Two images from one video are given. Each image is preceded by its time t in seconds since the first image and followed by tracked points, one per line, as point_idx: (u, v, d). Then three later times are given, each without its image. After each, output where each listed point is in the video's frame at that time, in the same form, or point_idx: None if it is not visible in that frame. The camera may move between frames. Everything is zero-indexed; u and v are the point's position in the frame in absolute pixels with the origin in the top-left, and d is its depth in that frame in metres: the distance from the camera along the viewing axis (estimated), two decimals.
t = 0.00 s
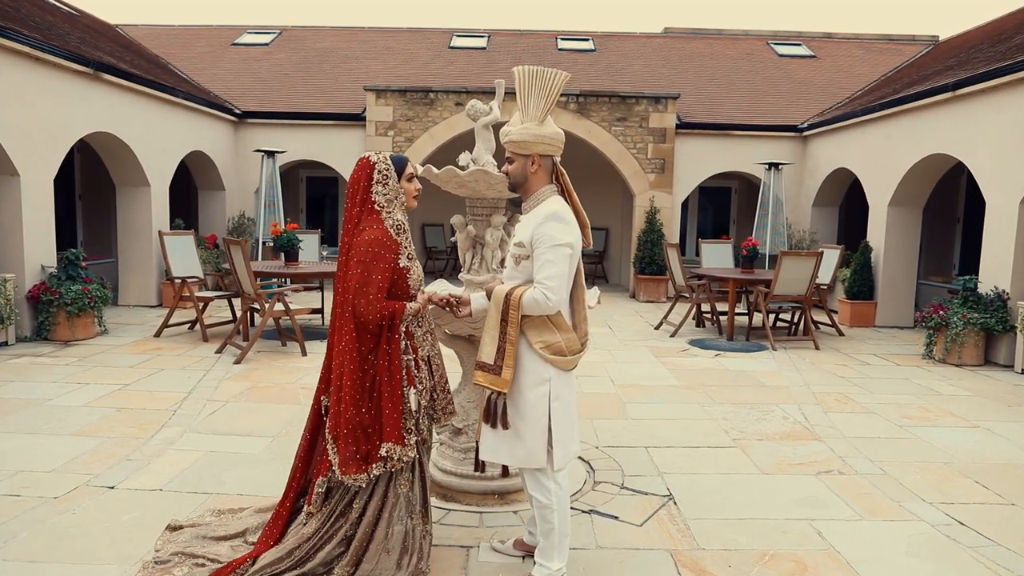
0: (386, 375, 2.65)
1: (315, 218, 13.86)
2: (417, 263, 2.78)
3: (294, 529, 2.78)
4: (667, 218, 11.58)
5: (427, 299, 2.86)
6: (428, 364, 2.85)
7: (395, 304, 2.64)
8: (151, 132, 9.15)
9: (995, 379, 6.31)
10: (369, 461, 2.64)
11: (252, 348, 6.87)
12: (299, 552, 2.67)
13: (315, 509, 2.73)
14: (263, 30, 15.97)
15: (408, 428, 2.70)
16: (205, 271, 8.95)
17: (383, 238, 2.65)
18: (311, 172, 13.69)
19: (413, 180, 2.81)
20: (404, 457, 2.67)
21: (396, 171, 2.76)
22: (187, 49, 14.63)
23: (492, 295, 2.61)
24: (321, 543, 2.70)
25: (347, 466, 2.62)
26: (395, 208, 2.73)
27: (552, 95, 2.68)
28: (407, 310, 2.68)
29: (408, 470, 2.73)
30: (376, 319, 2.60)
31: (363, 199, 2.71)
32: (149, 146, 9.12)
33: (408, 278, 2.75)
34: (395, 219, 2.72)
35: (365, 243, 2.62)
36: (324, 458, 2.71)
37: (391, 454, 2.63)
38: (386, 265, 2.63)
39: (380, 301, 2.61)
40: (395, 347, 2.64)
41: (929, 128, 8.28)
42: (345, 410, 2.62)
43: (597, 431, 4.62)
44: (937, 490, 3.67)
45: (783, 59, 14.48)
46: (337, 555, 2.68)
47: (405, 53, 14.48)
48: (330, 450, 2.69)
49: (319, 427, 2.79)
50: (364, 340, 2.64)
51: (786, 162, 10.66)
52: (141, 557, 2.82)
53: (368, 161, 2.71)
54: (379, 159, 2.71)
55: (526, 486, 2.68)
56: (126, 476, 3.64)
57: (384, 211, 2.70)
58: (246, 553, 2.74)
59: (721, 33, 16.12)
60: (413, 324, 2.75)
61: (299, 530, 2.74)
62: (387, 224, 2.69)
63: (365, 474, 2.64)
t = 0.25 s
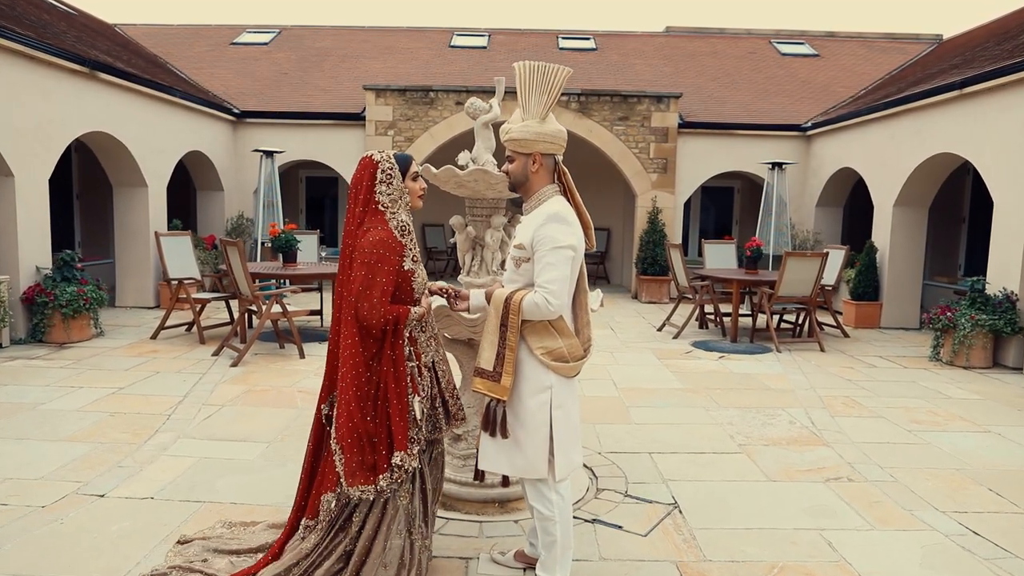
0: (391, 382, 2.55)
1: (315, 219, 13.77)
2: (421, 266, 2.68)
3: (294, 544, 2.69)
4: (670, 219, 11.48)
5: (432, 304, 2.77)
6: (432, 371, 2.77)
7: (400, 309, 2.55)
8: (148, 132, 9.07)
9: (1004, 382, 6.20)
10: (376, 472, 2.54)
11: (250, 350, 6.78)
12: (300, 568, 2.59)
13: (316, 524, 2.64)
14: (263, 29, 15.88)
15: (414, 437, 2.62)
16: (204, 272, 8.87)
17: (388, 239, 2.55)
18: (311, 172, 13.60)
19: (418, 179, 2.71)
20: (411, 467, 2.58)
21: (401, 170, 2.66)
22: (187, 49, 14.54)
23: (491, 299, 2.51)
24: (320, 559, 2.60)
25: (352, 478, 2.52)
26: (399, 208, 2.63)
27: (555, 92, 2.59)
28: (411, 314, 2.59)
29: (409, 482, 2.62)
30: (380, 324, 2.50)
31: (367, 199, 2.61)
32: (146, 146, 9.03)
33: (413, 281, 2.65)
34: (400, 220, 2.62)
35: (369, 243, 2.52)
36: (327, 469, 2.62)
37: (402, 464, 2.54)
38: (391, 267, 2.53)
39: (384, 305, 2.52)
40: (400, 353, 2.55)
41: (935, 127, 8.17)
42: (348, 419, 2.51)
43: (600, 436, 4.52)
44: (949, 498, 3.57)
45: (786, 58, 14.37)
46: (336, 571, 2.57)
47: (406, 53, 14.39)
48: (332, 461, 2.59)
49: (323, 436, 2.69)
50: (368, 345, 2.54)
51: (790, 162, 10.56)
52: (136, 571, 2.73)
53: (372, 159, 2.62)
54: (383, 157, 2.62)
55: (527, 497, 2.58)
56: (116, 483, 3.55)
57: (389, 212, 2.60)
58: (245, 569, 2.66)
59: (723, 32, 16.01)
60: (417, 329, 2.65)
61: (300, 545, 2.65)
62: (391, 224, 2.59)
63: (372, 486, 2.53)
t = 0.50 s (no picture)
0: (393, 392, 2.47)
1: (313, 219, 13.68)
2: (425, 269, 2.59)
3: (293, 560, 2.60)
4: (671, 219, 11.39)
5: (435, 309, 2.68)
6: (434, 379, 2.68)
7: (402, 315, 2.45)
8: (144, 131, 8.97)
9: (1011, 385, 6.11)
10: (378, 485, 2.46)
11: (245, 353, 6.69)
12: None
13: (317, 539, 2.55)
14: (261, 29, 15.79)
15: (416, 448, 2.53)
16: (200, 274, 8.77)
17: (391, 242, 2.46)
18: (309, 172, 13.51)
19: (422, 178, 2.61)
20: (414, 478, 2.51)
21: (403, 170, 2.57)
22: (184, 48, 14.45)
23: (489, 304, 2.42)
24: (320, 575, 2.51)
25: (355, 490, 2.44)
26: (402, 210, 2.54)
27: (557, 89, 2.49)
28: (414, 321, 2.50)
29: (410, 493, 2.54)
30: (382, 330, 2.41)
31: (369, 200, 2.52)
32: (141, 145, 8.94)
33: (416, 286, 2.56)
34: (403, 222, 2.53)
35: (371, 246, 2.43)
36: (327, 482, 2.54)
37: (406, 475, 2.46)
38: (394, 271, 2.44)
39: (386, 311, 2.42)
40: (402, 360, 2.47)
41: (939, 126, 8.08)
42: (348, 429, 2.42)
43: (601, 442, 4.43)
44: (960, 506, 3.48)
45: (787, 57, 14.28)
46: None
47: (405, 52, 14.29)
48: (332, 472, 2.51)
49: (324, 447, 2.60)
50: (369, 353, 2.46)
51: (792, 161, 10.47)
52: None
53: (374, 159, 2.53)
54: (385, 157, 2.53)
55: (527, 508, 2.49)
56: (105, 492, 3.45)
57: (391, 214, 2.51)
58: None
59: (724, 31, 15.91)
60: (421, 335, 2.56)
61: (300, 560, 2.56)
62: (394, 227, 2.50)
63: (375, 499, 2.45)
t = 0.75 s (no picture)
0: (396, 401, 2.39)
1: (313, 220, 13.60)
2: (430, 273, 2.51)
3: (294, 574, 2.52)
4: (673, 219, 11.29)
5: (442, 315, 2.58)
6: (440, 386, 2.59)
7: (406, 321, 2.37)
8: (141, 131, 8.89)
9: (1019, 388, 6.02)
10: (381, 498, 2.38)
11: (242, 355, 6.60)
12: None
13: (320, 554, 2.47)
14: (260, 28, 15.71)
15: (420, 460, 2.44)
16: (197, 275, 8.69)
17: (394, 246, 2.37)
18: (308, 172, 13.42)
19: (426, 181, 2.56)
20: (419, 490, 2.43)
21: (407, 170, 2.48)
22: (183, 48, 14.37)
23: (488, 309, 2.34)
24: None
25: (356, 502, 2.37)
26: (406, 212, 2.45)
27: (559, 86, 2.41)
28: (419, 327, 2.41)
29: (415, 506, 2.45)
30: (385, 338, 2.33)
31: (372, 203, 2.44)
32: (138, 145, 8.85)
33: (421, 290, 2.46)
34: (407, 225, 2.44)
35: (374, 251, 2.35)
36: (331, 493, 2.45)
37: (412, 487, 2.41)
38: (398, 277, 2.36)
39: (389, 317, 2.33)
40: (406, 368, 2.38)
41: (945, 126, 7.99)
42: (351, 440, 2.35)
43: (603, 447, 4.34)
44: (972, 514, 3.40)
45: (789, 57, 14.18)
46: None
47: (405, 52, 14.21)
48: (334, 483, 2.43)
49: (327, 457, 2.52)
50: (372, 360, 2.38)
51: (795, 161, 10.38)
52: None
53: (377, 160, 2.44)
54: (389, 158, 2.45)
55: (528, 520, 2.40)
56: (94, 500, 3.37)
57: (395, 216, 2.43)
58: None
59: (726, 30, 15.82)
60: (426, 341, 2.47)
61: None
62: (397, 230, 2.42)
63: (377, 512, 2.38)
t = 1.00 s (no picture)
0: (399, 408, 2.31)
1: (311, 220, 13.52)
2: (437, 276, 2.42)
3: None
4: (674, 220, 11.21)
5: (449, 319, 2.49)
6: (446, 393, 2.50)
7: (409, 326, 2.28)
8: (137, 131, 8.80)
9: None
10: (381, 509, 2.31)
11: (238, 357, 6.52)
12: None
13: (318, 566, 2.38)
14: (258, 27, 15.63)
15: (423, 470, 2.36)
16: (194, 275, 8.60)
17: (399, 248, 2.29)
18: (307, 172, 13.34)
19: (430, 179, 2.46)
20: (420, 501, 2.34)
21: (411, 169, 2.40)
22: (181, 47, 14.30)
23: (487, 313, 2.25)
24: None
25: (355, 513, 2.29)
26: (411, 212, 2.37)
27: (560, 82, 2.32)
28: (424, 332, 2.32)
29: (417, 517, 2.36)
30: (388, 343, 2.25)
31: (376, 203, 2.36)
32: (134, 145, 8.77)
33: (427, 294, 2.37)
34: (412, 226, 2.36)
35: (377, 253, 2.26)
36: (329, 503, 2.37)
37: (411, 499, 2.31)
38: (402, 280, 2.27)
39: (392, 322, 2.25)
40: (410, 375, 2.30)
41: (949, 125, 7.90)
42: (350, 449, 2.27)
43: (603, 452, 4.26)
44: (983, 523, 3.31)
45: (791, 56, 14.10)
46: None
47: (404, 51, 14.12)
48: (332, 493, 2.35)
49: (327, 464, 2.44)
50: (375, 367, 2.30)
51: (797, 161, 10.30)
52: None
53: (380, 159, 2.36)
54: (392, 157, 2.36)
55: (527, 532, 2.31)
56: (82, 508, 3.28)
57: (399, 217, 2.34)
58: None
59: (727, 30, 15.74)
60: (432, 346, 2.39)
61: None
62: (402, 231, 2.33)
63: (377, 523, 2.30)
